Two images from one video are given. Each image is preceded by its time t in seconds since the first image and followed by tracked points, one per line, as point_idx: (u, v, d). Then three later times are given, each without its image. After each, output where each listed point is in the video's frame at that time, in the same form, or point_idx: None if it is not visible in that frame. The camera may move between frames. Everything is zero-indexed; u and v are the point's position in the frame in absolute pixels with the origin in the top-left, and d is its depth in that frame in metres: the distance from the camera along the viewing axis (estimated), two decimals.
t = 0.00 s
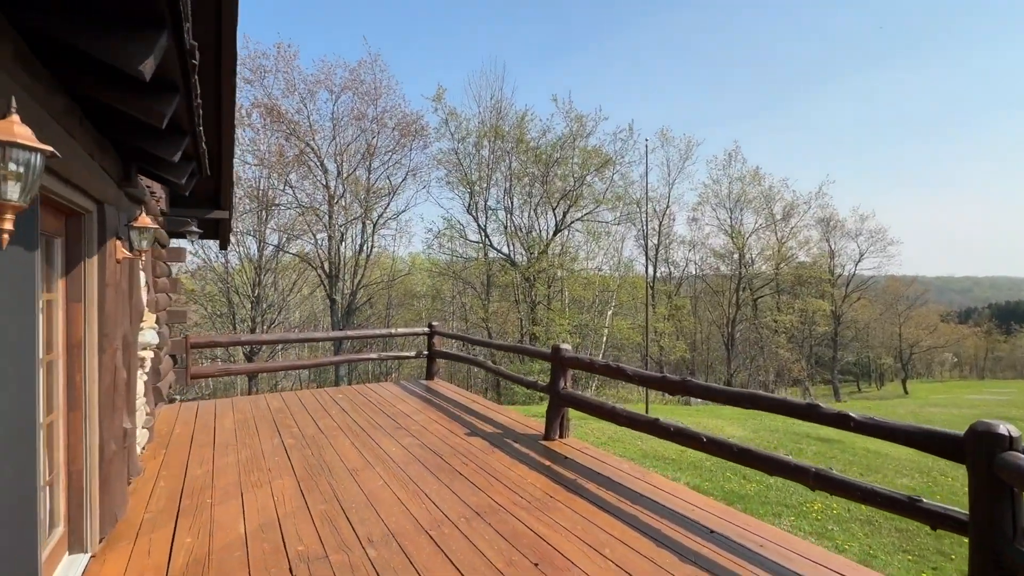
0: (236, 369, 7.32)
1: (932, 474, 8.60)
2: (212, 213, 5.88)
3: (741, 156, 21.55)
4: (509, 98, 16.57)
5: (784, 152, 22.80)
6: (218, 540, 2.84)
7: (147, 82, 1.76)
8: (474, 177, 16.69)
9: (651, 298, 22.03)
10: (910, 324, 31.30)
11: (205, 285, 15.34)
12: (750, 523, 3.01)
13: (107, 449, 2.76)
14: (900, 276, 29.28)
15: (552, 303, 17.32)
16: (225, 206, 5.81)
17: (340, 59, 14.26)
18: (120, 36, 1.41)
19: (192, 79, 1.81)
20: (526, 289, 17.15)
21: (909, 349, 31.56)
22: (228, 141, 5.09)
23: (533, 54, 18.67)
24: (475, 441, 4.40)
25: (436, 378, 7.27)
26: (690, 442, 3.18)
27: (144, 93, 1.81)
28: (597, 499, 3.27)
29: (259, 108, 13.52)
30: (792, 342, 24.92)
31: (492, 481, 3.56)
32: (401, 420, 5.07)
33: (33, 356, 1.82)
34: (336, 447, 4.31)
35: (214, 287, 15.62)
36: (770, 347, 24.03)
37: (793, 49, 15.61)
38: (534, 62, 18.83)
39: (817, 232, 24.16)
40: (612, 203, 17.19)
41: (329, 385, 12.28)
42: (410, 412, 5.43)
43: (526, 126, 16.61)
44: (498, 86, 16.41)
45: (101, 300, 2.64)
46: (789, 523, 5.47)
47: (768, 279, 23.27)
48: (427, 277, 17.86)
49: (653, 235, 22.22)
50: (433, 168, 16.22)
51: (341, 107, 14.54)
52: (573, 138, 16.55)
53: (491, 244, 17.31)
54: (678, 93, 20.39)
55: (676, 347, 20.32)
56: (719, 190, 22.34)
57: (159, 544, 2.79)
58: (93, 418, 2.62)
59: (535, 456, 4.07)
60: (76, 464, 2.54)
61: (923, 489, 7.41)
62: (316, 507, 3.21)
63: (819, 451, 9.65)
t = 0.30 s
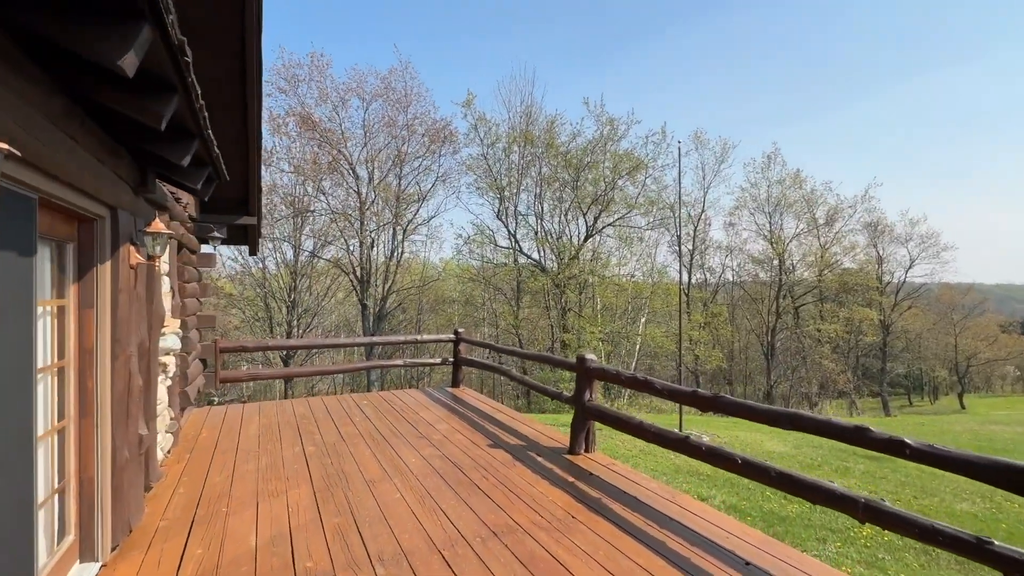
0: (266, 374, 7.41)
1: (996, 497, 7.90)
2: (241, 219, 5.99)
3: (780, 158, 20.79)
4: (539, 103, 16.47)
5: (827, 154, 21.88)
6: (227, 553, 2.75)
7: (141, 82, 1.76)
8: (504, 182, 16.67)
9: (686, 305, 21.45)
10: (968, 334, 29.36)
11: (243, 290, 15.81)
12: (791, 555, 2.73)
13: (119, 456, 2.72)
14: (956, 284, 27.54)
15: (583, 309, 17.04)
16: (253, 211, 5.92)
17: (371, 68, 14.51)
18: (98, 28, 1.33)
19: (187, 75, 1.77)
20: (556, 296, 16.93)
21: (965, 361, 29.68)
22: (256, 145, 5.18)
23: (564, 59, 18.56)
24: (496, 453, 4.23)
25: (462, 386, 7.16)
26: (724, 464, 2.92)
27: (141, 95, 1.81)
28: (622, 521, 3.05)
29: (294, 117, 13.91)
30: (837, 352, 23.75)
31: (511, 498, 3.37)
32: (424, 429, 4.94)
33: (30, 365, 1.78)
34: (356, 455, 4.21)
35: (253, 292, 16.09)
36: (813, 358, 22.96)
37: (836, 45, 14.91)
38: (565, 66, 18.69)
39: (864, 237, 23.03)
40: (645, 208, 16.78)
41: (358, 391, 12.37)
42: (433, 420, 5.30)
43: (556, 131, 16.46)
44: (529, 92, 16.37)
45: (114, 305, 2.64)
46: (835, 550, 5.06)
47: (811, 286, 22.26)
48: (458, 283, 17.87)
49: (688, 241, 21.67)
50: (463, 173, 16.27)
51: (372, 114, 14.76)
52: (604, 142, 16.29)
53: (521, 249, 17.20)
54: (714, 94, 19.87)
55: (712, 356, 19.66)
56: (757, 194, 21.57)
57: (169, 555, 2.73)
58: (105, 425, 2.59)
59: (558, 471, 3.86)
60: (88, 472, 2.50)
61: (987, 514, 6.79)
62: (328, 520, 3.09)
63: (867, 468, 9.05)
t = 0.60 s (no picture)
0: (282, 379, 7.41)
1: None
2: (254, 223, 6.01)
3: (805, 161, 20.29)
4: (557, 106, 16.36)
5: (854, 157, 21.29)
6: (223, 567, 2.64)
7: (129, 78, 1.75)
8: (522, 187, 16.58)
9: (708, 312, 21.00)
10: (1006, 344, 28.16)
11: (264, 295, 16.04)
12: None
13: (116, 466, 2.65)
14: (993, 290, 26.42)
15: (601, 316, 16.78)
16: (267, 216, 5.95)
17: (390, 73, 14.60)
18: (57, 14, 1.26)
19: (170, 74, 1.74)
20: (573, 302, 16.71)
21: (1002, 371, 28.45)
22: (268, 148, 5.18)
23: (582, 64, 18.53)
24: (506, 466, 4.07)
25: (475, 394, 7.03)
26: (746, 485, 2.72)
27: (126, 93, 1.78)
28: (634, 544, 2.87)
29: (313, 123, 14.09)
30: (866, 362, 22.95)
31: (519, 515, 3.21)
32: (434, 438, 4.81)
33: (11, 373, 1.72)
34: (363, 464, 4.09)
35: (273, 297, 16.30)
36: (841, 367, 22.21)
37: (861, 45, 14.48)
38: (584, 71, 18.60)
39: (894, 242, 22.28)
40: (665, 212, 16.52)
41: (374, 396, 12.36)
42: (445, 429, 5.16)
43: (574, 135, 16.29)
44: (546, 95, 16.27)
45: (111, 311, 2.59)
46: (867, 574, 4.76)
47: (839, 292, 21.57)
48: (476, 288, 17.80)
49: (709, 246, 21.31)
50: (479, 178, 16.23)
51: (389, 120, 14.84)
52: (623, 145, 16.09)
53: (539, 255, 17.07)
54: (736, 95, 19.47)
55: (735, 364, 19.17)
56: (782, 198, 21.03)
57: (164, 569, 2.63)
58: (101, 434, 2.52)
59: (570, 487, 3.68)
60: (83, 483, 2.42)
61: None
62: (329, 534, 2.97)
63: (901, 482, 8.60)
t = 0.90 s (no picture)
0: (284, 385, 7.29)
1: None
2: (255, 227, 5.89)
3: (818, 164, 19.99)
4: (565, 110, 16.25)
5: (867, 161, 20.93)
6: None
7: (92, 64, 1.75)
8: (529, 191, 16.45)
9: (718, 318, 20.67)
10: None
11: (272, 299, 16.06)
12: None
13: (93, 478, 2.51)
14: (1013, 296, 25.78)
15: (609, 321, 16.53)
16: (268, 219, 5.83)
17: (397, 78, 14.59)
18: None
19: (132, 56, 1.73)
20: (581, 307, 16.46)
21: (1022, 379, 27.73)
22: (269, 148, 5.07)
23: (590, 68, 18.44)
24: (507, 478, 3.89)
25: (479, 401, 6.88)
26: (761, 504, 2.52)
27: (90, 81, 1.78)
28: (640, 566, 2.69)
29: (321, 128, 14.11)
30: (882, 369, 22.44)
31: (518, 533, 3.03)
32: (432, 448, 4.65)
33: None
34: (359, 476, 3.93)
35: (280, 301, 16.30)
36: (856, 374, 21.70)
37: (874, 46, 14.20)
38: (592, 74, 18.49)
39: (910, 247, 21.83)
40: (674, 216, 16.31)
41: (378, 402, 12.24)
42: (445, 438, 5.01)
43: (581, 139, 16.13)
44: (553, 99, 16.17)
45: (87, 315, 2.47)
46: None
47: (853, 298, 21.13)
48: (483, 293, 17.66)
49: (720, 250, 21.09)
50: (486, 182, 16.13)
51: (396, 124, 14.80)
52: (631, 148, 15.91)
53: (546, 259, 16.90)
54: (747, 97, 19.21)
55: (746, 371, 18.80)
56: (794, 202, 20.68)
57: None
58: (75, 444, 2.38)
59: (574, 502, 3.49)
60: (54, 496, 2.28)
61: None
62: (317, 552, 2.80)
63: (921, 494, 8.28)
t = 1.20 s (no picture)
0: (272, 393, 7.06)
1: None
2: (242, 229, 5.64)
3: (821, 167, 19.82)
4: (564, 112, 16.11)
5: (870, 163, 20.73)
6: None
7: (18, 41, 1.54)
8: (528, 194, 16.28)
9: (720, 323, 20.46)
10: None
11: (269, 303, 15.94)
12: None
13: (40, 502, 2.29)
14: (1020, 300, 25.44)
15: (609, 326, 16.27)
16: (255, 221, 5.58)
17: (395, 79, 14.46)
18: None
19: (64, 34, 1.52)
20: (580, 312, 16.20)
21: None
22: (256, 148, 4.86)
23: (590, 70, 18.33)
24: (498, 495, 3.66)
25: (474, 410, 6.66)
26: (772, 531, 2.29)
27: (18, 62, 1.57)
28: None
29: (317, 130, 14.02)
30: (886, 374, 22.16)
31: (507, 556, 2.81)
32: (421, 460, 4.44)
33: None
34: (342, 492, 3.71)
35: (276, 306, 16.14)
36: (860, 380, 21.35)
37: (877, 48, 14.04)
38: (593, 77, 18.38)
39: (914, 250, 21.59)
40: (675, 220, 16.09)
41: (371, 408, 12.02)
42: (435, 449, 4.80)
43: (581, 141, 15.96)
44: (552, 102, 16.05)
45: (37, 323, 2.26)
46: None
47: (856, 303, 20.86)
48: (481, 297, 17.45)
49: (721, 253, 20.97)
50: (484, 185, 15.99)
51: (394, 126, 14.67)
52: (631, 151, 15.72)
53: (545, 263, 16.69)
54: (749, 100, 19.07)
55: (749, 377, 18.51)
56: (797, 205, 20.50)
57: None
58: (20, 465, 2.18)
59: (567, 521, 3.28)
60: None
61: None
62: None
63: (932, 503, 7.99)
